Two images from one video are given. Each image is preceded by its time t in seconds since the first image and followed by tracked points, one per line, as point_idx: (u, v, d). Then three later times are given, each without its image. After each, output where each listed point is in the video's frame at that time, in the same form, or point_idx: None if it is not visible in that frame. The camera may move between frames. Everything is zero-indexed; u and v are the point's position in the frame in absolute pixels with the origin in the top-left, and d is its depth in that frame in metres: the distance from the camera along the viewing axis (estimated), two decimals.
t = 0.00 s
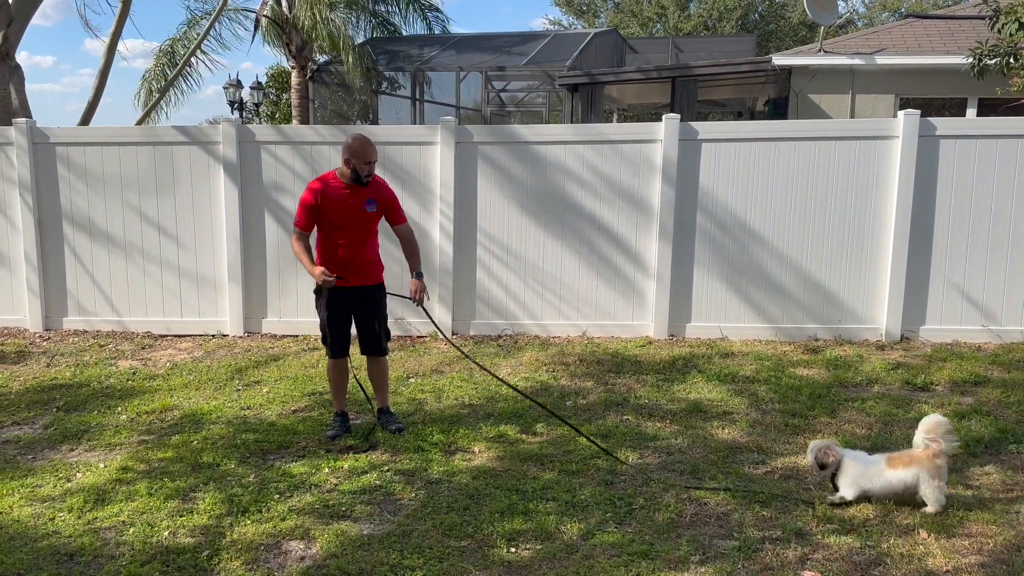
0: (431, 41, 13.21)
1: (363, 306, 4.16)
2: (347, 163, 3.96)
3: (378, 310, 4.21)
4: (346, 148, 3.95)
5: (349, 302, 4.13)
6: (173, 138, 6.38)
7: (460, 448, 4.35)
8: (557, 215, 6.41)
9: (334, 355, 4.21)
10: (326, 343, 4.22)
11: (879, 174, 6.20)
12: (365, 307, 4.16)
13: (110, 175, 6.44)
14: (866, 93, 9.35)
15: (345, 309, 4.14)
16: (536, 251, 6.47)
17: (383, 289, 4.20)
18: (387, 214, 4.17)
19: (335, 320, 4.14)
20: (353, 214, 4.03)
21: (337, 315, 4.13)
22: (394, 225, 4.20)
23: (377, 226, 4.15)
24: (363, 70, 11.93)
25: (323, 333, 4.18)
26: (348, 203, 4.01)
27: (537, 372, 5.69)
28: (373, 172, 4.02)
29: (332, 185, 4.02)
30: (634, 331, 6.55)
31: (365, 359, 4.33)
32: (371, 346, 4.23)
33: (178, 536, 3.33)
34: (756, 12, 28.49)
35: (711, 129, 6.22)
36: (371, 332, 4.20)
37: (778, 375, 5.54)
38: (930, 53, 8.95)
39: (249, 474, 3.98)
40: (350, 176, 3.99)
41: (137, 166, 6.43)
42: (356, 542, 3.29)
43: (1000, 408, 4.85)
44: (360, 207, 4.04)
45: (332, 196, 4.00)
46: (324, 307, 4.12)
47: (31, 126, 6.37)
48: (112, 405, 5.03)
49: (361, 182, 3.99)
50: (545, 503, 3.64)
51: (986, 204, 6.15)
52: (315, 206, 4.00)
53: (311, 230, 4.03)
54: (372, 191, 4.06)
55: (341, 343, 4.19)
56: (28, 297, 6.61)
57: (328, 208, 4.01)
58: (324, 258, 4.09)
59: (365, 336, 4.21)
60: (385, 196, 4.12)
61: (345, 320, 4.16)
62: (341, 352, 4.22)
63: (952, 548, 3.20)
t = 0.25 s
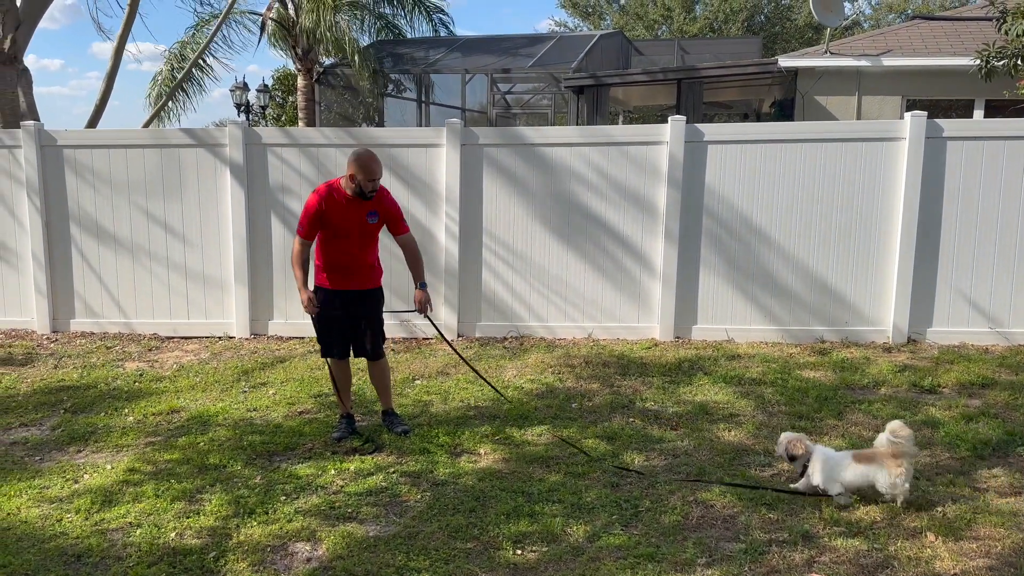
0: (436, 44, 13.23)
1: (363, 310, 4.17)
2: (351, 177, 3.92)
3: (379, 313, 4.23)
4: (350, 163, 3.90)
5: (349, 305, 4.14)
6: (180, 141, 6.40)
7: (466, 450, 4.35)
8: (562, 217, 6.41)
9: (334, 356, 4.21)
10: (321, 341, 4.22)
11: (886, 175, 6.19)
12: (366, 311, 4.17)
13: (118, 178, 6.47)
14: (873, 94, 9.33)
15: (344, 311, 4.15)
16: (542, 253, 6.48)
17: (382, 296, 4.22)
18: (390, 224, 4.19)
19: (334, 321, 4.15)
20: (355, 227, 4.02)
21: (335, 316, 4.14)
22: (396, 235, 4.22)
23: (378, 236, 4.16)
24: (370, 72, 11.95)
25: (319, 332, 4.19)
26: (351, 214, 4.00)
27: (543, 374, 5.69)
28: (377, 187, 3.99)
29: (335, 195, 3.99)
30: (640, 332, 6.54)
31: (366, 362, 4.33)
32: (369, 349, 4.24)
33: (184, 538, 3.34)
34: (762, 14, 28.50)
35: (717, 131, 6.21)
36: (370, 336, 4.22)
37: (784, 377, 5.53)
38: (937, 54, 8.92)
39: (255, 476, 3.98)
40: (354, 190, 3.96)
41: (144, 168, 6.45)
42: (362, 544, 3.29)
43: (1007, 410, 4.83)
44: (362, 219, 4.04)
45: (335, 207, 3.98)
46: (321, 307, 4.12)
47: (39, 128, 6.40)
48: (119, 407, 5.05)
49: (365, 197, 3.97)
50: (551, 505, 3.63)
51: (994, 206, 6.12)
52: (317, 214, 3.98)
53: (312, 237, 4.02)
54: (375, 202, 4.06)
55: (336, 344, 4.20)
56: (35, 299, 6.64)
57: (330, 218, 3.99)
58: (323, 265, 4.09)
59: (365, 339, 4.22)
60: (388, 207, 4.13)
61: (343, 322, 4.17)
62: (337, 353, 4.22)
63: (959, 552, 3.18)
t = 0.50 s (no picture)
0: (442, 46, 13.25)
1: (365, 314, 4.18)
2: (354, 182, 3.93)
3: (382, 317, 4.23)
4: (354, 169, 3.90)
5: (350, 308, 4.15)
6: (187, 143, 6.42)
7: (471, 452, 4.34)
8: (568, 219, 6.40)
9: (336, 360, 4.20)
10: (321, 347, 4.21)
11: (893, 177, 6.17)
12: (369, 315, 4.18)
13: (124, 180, 6.49)
14: (879, 96, 9.30)
15: (346, 315, 4.15)
16: (548, 255, 6.47)
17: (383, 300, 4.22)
18: (391, 229, 4.20)
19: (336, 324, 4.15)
20: (357, 231, 4.03)
21: (338, 320, 4.14)
22: (396, 240, 4.24)
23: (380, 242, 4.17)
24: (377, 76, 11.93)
25: (321, 334, 4.18)
26: (354, 219, 4.01)
27: (548, 376, 5.68)
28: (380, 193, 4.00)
29: (338, 200, 4.00)
30: (646, 335, 6.53)
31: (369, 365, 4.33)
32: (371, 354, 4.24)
33: (191, 539, 3.34)
34: (768, 15, 28.50)
35: (723, 132, 6.20)
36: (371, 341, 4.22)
37: (791, 379, 5.51)
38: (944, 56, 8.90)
39: (262, 477, 3.99)
40: (357, 195, 3.97)
41: (151, 170, 6.47)
42: (368, 546, 3.29)
43: (1015, 413, 4.80)
44: (365, 224, 4.05)
45: (338, 212, 3.99)
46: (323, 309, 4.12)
47: (46, 131, 6.42)
48: (125, 408, 5.06)
49: (368, 203, 3.98)
50: (556, 508, 3.63)
51: (1001, 207, 6.10)
52: (320, 218, 3.99)
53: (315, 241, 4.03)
54: (378, 208, 4.07)
55: (337, 349, 4.18)
56: (43, 301, 6.66)
57: (333, 223, 4.00)
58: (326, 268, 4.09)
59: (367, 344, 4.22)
60: (390, 212, 4.14)
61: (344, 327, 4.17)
62: (338, 358, 4.20)
63: (967, 555, 3.17)
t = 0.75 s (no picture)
0: (447, 47, 13.27)
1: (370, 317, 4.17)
2: (357, 185, 3.92)
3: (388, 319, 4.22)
4: (357, 172, 3.89)
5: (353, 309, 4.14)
6: (194, 145, 6.44)
7: (477, 453, 4.34)
8: (574, 220, 6.40)
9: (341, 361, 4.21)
10: (326, 347, 4.21)
11: (900, 179, 6.15)
12: (373, 317, 4.17)
13: (132, 181, 6.51)
14: (886, 97, 9.28)
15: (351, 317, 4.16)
16: (553, 257, 6.47)
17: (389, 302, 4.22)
18: (395, 231, 4.19)
19: (341, 325, 4.15)
20: (360, 234, 4.04)
21: (341, 322, 4.15)
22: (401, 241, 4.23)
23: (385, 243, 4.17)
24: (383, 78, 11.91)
25: (325, 335, 4.19)
26: (358, 222, 4.00)
27: (554, 378, 5.67)
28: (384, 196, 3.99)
29: (342, 202, 3.99)
30: (652, 336, 6.52)
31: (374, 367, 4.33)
32: (376, 356, 4.24)
33: (197, 540, 3.35)
34: (774, 17, 28.50)
35: (729, 134, 6.20)
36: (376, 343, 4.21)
37: (797, 381, 5.50)
38: (951, 56, 8.87)
39: (268, 478, 3.99)
40: (360, 198, 3.96)
41: (158, 172, 6.49)
42: (374, 547, 3.29)
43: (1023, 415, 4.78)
44: (369, 227, 4.04)
45: (342, 215, 3.99)
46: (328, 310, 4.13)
47: (55, 133, 6.45)
48: (132, 409, 5.07)
49: (371, 207, 3.97)
50: (562, 510, 3.62)
51: (1008, 209, 6.08)
52: (323, 220, 3.99)
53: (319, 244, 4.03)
54: (382, 210, 4.06)
55: (341, 350, 4.19)
56: (51, 302, 6.68)
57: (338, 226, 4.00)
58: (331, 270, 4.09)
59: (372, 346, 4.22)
60: (394, 214, 4.13)
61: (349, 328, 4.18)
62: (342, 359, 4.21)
63: (974, 558, 3.15)
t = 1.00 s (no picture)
0: (453, 49, 13.28)
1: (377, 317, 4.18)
2: (363, 187, 3.93)
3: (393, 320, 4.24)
4: (362, 175, 3.90)
5: (359, 310, 4.15)
6: (201, 146, 6.46)
7: (483, 454, 4.34)
8: (579, 222, 6.40)
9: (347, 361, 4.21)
10: (331, 348, 4.20)
11: (907, 180, 6.13)
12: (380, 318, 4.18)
13: (139, 183, 6.53)
14: (893, 98, 9.25)
15: (357, 317, 4.16)
16: (559, 258, 6.47)
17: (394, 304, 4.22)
18: (401, 232, 4.20)
19: (347, 326, 4.15)
20: (365, 236, 4.03)
21: (348, 324, 4.15)
22: (407, 242, 4.24)
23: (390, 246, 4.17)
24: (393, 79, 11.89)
25: (331, 338, 4.18)
26: (363, 225, 4.01)
27: (560, 379, 5.67)
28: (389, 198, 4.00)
29: (347, 204, 4.00)
30: (658, 338, 6.52)
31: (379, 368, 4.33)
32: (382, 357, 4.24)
33: (204, 540, 3.36)
34: (781, 17, 28.45)
35: (736, 135, 6.18)
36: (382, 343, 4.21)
37: (804, 383, 5.48)
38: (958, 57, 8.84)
39: (274, 479, 4.00)
40: (366, 200, 3.97)
41: (165, 173, 6.51)
42: (380, 548, 3.29)
43: None
44: (374, 228, 4.05)
45: (347, 217, 4.00)
46: (335, 311, 4.12)
47: (62, 134, 6.47)
48: (139, 410, 5.09)
49: (376, 209, 3.98)
50: (568, 511, 3.62)
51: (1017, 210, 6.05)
52: (328, 221, 4.00)
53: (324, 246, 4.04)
54: (387, 212, 4.07)
55: (347, 351, 4.19)
56: (58, 303, 6.71)
57: (342, 228, 4.01)
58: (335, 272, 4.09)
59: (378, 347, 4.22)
60: (400, 216, 4.14)
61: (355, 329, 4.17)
62: (348, 359, 4.21)
63: (982, 561, 3.14)
